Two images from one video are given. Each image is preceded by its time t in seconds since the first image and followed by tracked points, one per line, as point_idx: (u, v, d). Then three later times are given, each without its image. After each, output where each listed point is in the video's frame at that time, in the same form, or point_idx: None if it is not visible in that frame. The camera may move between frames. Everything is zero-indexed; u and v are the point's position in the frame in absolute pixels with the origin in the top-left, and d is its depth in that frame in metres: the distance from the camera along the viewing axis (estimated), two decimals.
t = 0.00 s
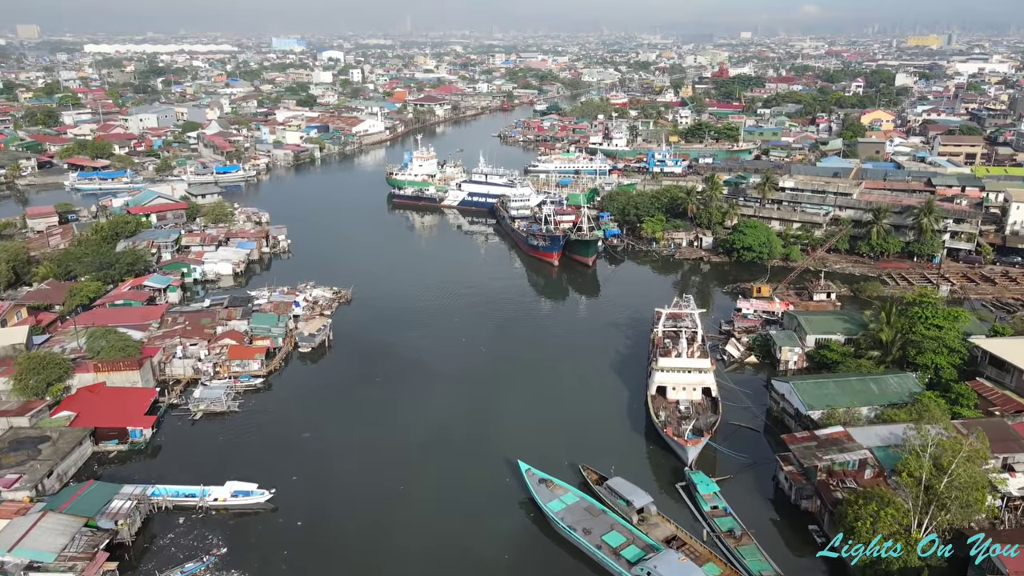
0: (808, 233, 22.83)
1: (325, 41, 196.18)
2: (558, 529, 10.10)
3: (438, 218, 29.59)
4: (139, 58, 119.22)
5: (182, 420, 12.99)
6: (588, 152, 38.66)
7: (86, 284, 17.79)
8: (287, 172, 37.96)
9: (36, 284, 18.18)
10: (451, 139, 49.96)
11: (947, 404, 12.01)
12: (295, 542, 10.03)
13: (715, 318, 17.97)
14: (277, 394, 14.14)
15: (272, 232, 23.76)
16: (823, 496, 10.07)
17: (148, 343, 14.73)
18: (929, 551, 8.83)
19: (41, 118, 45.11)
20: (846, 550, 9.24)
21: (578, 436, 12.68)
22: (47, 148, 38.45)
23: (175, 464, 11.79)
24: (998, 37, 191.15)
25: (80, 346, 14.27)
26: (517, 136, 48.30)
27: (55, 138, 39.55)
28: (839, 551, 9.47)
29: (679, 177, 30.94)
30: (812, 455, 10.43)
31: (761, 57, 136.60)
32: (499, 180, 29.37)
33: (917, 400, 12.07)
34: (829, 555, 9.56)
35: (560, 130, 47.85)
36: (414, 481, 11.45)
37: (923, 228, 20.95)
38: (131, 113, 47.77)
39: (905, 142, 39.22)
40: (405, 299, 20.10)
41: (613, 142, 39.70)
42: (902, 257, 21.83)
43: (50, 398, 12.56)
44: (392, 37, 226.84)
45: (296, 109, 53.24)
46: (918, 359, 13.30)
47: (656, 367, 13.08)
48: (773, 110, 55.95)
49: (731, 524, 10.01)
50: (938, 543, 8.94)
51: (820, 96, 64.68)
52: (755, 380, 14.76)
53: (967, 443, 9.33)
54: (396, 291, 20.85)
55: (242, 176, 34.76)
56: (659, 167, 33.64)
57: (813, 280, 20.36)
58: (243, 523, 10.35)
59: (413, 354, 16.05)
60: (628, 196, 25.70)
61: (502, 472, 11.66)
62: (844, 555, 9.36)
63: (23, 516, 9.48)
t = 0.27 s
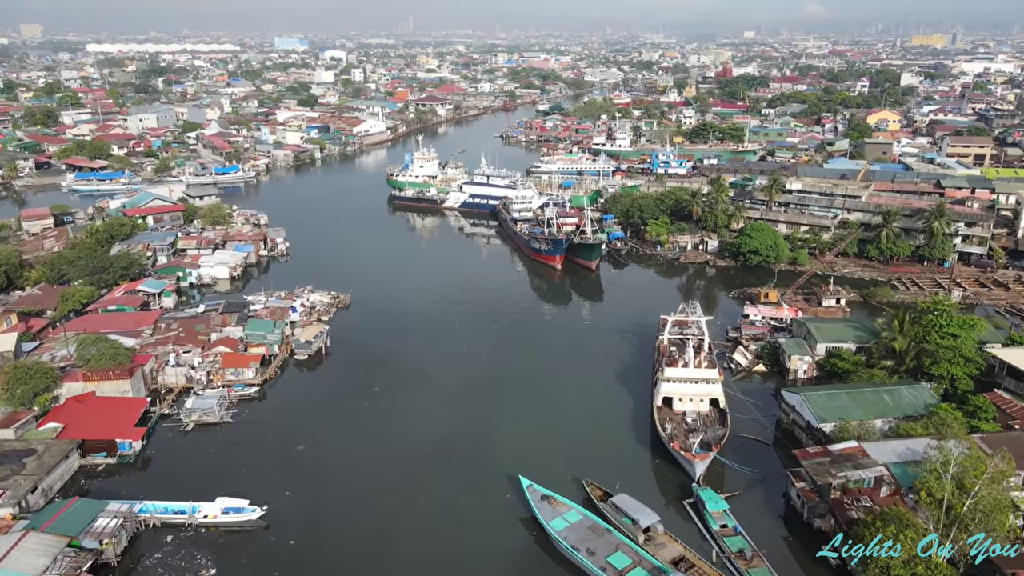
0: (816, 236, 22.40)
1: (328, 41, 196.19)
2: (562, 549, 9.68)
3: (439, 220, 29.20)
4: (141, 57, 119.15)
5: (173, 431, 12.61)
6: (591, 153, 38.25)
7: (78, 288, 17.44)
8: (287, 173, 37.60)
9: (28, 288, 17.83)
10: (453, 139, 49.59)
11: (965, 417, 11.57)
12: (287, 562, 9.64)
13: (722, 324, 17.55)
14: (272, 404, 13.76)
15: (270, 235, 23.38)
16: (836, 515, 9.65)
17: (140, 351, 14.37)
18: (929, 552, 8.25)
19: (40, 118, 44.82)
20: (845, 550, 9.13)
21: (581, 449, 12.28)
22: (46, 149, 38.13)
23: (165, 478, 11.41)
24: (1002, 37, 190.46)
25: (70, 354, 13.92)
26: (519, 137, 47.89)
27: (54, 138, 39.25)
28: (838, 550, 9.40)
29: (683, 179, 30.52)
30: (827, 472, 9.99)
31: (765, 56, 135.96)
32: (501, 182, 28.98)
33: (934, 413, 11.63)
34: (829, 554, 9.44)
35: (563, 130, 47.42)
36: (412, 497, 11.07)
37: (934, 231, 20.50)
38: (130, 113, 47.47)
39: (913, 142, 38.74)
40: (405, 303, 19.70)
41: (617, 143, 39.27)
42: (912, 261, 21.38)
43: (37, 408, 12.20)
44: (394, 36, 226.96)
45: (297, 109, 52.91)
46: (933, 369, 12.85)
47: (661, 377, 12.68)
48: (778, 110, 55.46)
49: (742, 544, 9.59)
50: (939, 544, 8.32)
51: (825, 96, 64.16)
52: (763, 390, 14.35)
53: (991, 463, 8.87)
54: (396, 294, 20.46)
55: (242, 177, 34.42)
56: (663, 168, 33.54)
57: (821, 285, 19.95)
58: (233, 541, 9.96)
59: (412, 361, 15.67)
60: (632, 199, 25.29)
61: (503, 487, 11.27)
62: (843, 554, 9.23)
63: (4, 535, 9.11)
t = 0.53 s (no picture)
0: (822, 233, 21.96)
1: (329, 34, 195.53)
2: (563, 564, 9.31)
3: (438, 216, 28.76)
4: (141, 51, 119.09)
5: (163, 437, 12.24)
6: (593, 148, 37.76)
7: (69, 288, 17.06)
8: (286, 168, 37.17)
9: (18, 287, 17.46)
10: (454, 133, 49.08)
11: (981, 424, 11.16)
12: None
13: (728, 325, 17.15)
14: (266, 408, 13.38)
15: (267, 232, 22.97)
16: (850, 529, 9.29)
17: (131, 354, 13.99)
18: (927, 551, 8.09)
19: (36, 112, 44.31)
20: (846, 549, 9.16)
21: (584, 457, 11.91)
22: (41, 143, 37.67)
23: (155, 486, 11.06)
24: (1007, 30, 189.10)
25: (58, 356, 13.55)
26: (520, 131, 47.36)
27: (49, 133, 38.78)
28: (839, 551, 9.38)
29: (687, 174, 30.05)
30: (840, 484, 9.58)
31: (768, 49, 134.98)
32: (502, 178, 28.51)
33: (949, 420, 11.23)
34: (828, 555, 9.39)
35: (565, 125, 46.87)
36: (409, 507, 10.73)
37: (944, 229, 20.04)
38: (127, 107, 46.94)
39: (920, 137, 38.18)
40: (405, 301, 19.29)
41: (619, 137, 38.76)
42: (922, 259, 20.93)
43: (23, 414, 11.84)
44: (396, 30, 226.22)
45: (297, 103, 52.35)
46: (948, 374, 12.42)
47: (666, 382, 12.30)
48: (782, 104, 54.85)
49: (751, 560, 9.22)
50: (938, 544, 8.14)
51: (829, 90, 63.51)
52: (770, 394, 13.96)
53: (1015, 480, 8.46)
54: (395, 292, 20.04)
55: (239, 172, 34.00)
56: (667, 163, 32.94)
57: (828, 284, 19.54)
58: (222, 555, 9.61)
59: (410, 363, 15.29)
60: (635, 195, 24.84)
61: (502, 497, 10.91)
62: (845, 556, 9.23)
63: None
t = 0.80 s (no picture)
0: (830, 227, 21.50)
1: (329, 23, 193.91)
2: None
3: (438, 208, 28.31)
4: (140, 40, 118.11)
5: (154, 439, 11.90)
6: (596, 138, 37.23)
7: (60, 283, 16.67)
8: (284, 159, 36.68)
9: (8, 283, 17.08)
10: (454, 124, 48.51)
11: (999, 429, 10.70)
12: None
13: (733, 322, 16.74)
14: (260, 409, 13.03)
15: (263, 225, 22.54)
16: (863, 540, 8.93)
17: (121, 353, 13.63)
18: (927, 551, 7.99)
19: (32, 102, 43.76)
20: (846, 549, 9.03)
21: (586, 461, 11.53)
22: (36, 133, 37.16)
23: (143, 492, 10.72)
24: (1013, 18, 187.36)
25: (47, 356, 13.19)
26: (522, 122, 46.77)
27: (45, 123, 38.26)
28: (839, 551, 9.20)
29: (691, 166, 29.55)
30: (853, 493, 9.20)
31: (771, 38, 133.61)
32: (503, 170, 28.02)
33: (965, 425, 10.83)
34: (829, 555, 9.26)
35: (567, 115, 46.27)
36: (406, 514, 10.35)
37: (955, 223, 19.56)
38: (124, 97, 46.38)
39: (927, 127, 37.59)
40: (403, 297, 18.88)
41: (622, 128, 38.20)
42: (931, 254, 20.47)
43: (8, 416, 11.49)
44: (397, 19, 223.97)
45: (295, 93, 51.74)
46: (963, 375, 11.95)
47: (672, 384, 11.93)
48: (786, 94, 54.17)
49: (760, 572, 8.88)
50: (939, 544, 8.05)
51: (834, 79, 62.75)
52: (777, 395, 13.59)
53: None
54: (394, 287, 19.65)
55: (237, 163, 33.53)
56: (670, 155, 32.69)
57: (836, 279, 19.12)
58: (212, 565, 9.27)
59: (409, 362, 14.90)
60: (638, 187, 24.37)
61: (502, 504, 10.54)
62: (846, 556, 9.10)
63: None
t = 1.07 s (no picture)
0: (838, 222, 21.03)
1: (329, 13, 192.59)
2: None
3: (438, 202, 27.86)
4: (139, 31, 117.16)
5: (143, 445, 11.55)
6: (598, 131, 36.69)
7: (50, 281, 16.27)
8: (282, 151, 36.18)
9: None
10: (455, 116, 47.93)
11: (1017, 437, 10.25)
12: None
13: (740, 321, 16.34)
14: (253, 412, 12.66)
15: (259, 220, 22.10)
16: (878, 554, 8.55)
17: (110, 355, 13.26)
18: (927, 550, 8.31)
19: (28, 93, 43.17)
20: (847, 550, 8.87)
21: (589, 468, 11.13)
22: (31, 126, 36.63)
23: (131, 500, 10.37)
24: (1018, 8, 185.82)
25: (34, 358, 12.81)
26: (523, 113, 46.19)
27: (40, 114, 37.69)
28: (838, 550, 9.06)
29: (695, 160, 29.05)
30: (867, 506, 8.82)
31: (773, 28, 132.72)
32: (504, 163, 27.52)
33: (982, 432, 10.44)
34: (829, 555, 9.16)
35: (569, 107, 45.66)
36: (403, 525, 9.97)
37: (966, 219, 19.07)
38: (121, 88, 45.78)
39: (935, 120, 36.99)
40: (402, 294, 18.47)
41: (625, 120, 37.64)
42: (941, 250, 20.02)
43: None
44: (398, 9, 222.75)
45: (294, 84, 51.15)
46: (979, 379, 11.49)
47: (677, 389, 11.55)
48: (791, 85, 53.51)
49: None
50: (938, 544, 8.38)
51: (839, 70, 61.99)
52: (785, 398, 13.21)
53: None
54: (393, 284, 19.23)
55: (234, 156, 33.05)
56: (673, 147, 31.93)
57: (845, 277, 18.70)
58: None
59: (407, 364, 14.49)
60: (642, 181, 23.90)
61: (503, 514, 10.15)
62: (846, 556, 8.95)
63: None
